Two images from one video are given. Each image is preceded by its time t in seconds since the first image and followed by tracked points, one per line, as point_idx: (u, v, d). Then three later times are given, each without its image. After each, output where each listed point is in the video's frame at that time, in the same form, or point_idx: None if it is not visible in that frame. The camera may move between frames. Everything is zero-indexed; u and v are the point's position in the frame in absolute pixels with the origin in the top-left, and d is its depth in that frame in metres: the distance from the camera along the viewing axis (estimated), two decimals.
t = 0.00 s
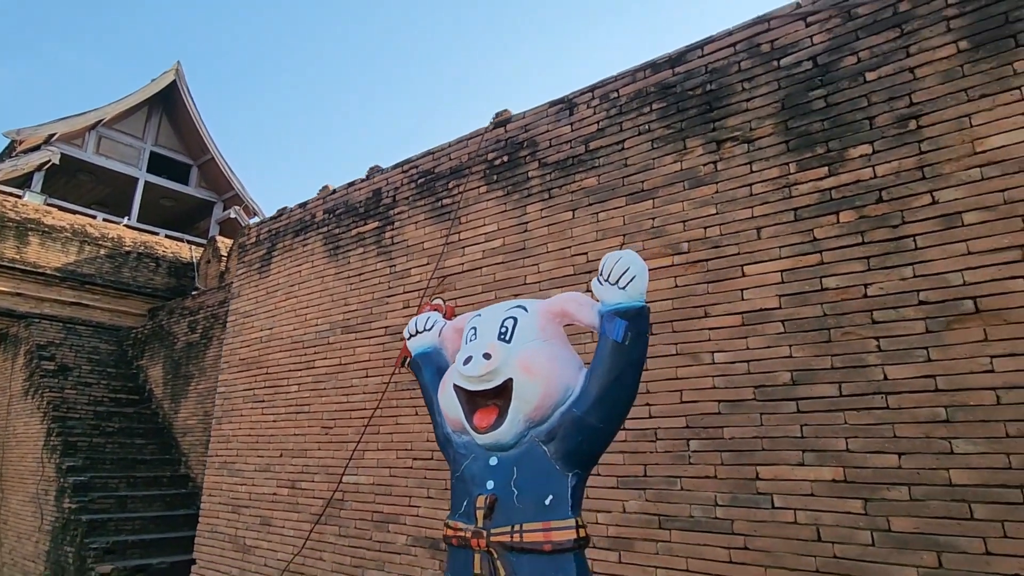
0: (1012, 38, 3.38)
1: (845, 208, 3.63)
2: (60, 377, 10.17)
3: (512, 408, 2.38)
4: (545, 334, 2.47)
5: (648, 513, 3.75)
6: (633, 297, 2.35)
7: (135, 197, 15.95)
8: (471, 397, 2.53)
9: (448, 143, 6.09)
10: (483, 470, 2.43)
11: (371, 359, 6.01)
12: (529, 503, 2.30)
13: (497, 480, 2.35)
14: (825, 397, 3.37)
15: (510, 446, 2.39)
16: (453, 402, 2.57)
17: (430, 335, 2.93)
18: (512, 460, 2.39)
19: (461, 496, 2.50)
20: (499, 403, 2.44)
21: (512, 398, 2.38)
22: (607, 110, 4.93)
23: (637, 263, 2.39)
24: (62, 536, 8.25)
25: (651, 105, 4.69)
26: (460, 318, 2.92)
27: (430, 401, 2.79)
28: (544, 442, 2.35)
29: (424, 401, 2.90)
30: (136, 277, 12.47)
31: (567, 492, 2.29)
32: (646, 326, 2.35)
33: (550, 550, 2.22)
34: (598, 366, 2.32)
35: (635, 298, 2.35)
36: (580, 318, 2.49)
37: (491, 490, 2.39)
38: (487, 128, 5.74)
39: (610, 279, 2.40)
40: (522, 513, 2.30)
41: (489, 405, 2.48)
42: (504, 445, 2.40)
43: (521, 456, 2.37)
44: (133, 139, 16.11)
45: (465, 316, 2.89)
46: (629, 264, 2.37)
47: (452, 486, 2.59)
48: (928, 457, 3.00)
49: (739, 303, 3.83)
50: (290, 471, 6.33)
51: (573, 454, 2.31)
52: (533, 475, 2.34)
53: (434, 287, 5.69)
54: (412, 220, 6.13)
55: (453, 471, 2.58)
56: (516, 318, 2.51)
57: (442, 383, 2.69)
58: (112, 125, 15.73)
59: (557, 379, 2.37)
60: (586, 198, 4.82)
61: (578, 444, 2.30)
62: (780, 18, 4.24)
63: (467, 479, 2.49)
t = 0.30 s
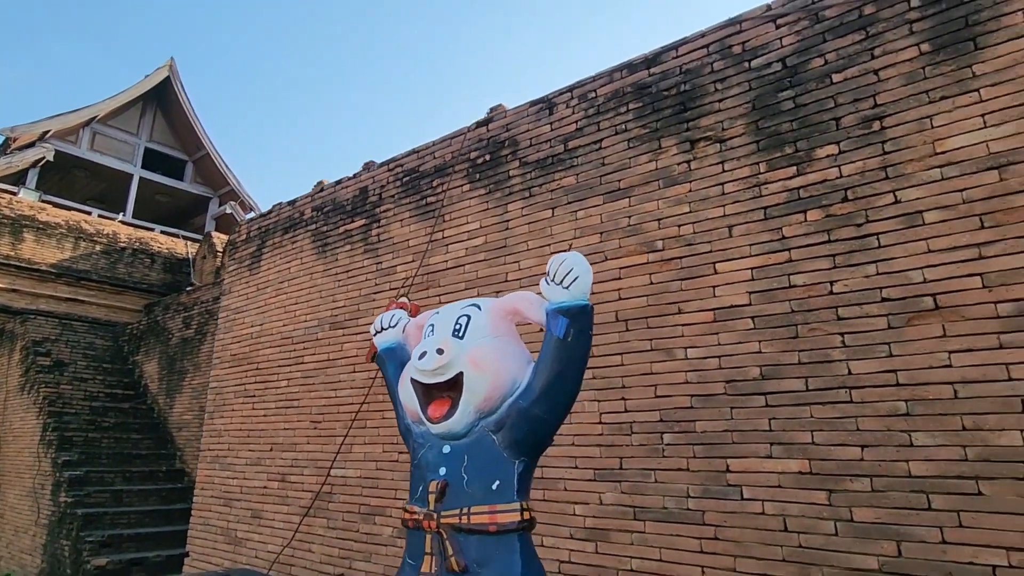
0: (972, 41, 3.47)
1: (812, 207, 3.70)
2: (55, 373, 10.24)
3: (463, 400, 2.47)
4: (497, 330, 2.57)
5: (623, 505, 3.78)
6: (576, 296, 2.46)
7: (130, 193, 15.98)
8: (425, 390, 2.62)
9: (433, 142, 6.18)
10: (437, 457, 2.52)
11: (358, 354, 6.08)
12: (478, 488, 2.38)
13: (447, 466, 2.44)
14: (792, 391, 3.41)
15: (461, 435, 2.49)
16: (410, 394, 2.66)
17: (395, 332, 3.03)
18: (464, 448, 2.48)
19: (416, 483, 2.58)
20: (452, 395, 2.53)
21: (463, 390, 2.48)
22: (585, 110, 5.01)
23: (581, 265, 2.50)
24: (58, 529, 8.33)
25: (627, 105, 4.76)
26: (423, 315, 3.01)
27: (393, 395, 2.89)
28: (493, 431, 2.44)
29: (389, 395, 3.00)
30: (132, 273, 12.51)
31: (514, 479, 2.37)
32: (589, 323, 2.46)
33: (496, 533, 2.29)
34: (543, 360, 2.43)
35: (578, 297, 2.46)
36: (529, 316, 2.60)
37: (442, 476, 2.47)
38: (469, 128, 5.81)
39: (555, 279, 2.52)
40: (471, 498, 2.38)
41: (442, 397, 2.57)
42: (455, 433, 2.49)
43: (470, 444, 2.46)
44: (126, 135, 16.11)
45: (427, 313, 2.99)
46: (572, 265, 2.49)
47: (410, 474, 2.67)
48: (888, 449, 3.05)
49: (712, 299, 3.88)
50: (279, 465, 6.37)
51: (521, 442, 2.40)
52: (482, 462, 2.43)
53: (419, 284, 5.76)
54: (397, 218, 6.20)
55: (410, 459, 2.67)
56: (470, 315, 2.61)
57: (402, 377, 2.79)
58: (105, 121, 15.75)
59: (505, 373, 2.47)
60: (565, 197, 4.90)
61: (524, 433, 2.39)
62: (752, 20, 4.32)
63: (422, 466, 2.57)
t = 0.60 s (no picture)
0: (917, 49, 3.63)
1: (769, 208, 3.88)
2: (55, 370, 10.44)
3: (426, 393, 2.67)
4: (459, 328, 2.75)
5: (591, 493, 3.99)
6: (530, 296, 2.64)
7: (127, 192, 16.14)
8: (393, 385, 2.82)
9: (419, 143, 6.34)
10: (403, 446, 2.72)
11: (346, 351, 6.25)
12: (439, 474, 2.58)
13: (411, 454, 2.64)
14: (746, 383, 3.61)
15: (425, 426, 2.69)
16: (379, 388, 2.86)
17: (368, 330, 3.23)
18: (427, 438, 2.68)
19: (384, 470, 2.78)
20: (416, 389, 2.73)
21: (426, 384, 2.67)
22: (562, 114, 5.16)
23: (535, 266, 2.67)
24: (60, 523, 8.55)
25: (601, 109, 4.92)
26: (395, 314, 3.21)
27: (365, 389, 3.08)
28: (454, 422, 2.64)
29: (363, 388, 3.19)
30: (130, 271, 12.69)
31: (472, 466, 2.59)
32: (541, 321, 2.64)
33: (454, 515, 2.50)
34: (499, 357, 2.62)
35: (531, 297, 2.64)
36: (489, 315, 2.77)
37: (407, 464, 2.68)
38: (453, 129, 5.97)
39: (511, 280, 2.69)
40: (432, 483, 2.59)
41: (408, 391, 2.77)
42: (419, 424, 2.69)
43: (433, 434, 2.67)
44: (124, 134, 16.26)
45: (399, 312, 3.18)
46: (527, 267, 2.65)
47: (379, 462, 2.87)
48: (831, 438, 3.26)
49: (675, 296, 4.05)
50: (271, 459, 6.57)
51: (478, 432, 2.60)
52: (443, 450, 2.63)
53: (404, 283, 5.92)
54: (384, 219, 6.35)
55: (379, 448, 2.87)
56: (434, 314, 2.79)
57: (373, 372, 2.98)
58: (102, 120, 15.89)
59: (465, 368, 2.67)
60: (542, 198, 5.06)
61: (481, 423, 2.59)
62: (717, 26, 4.47)
63: (389, 455, 2.77)
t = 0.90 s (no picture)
0: (870, 60, 3.72)
1: (729, 212, 4.03)
2: (58, 368, 10.69)
3: (393, 391, 2.85)
4: (425, 330, 2.93)
5: (561, 484, 4.24)
6: (489, 300, 2.81)
7: (128, 190, 16.35)
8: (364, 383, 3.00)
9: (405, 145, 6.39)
10: (372, 440, 2.88)
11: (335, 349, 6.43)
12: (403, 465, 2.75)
13: (378, 447, 2.80)
14: (704, 379, 3.81)
15: (391, 421, 2.85)
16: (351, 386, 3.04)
17: (343, 331, 3.41)
18: (393, 431, 2.84)
19: (355, 463, 2.94)
20: (385, 386, 2.91)
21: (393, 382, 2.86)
22: (540, 119, 5.24)
23: (495, 271, 2.85)
24: (63, 516, 8.81)
25: (577, 114, 5.01)
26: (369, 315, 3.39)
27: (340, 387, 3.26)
28: (419, 417, 2.80)
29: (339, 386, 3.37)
30: (131, 270, 12.91)
31: (434, 457, 2.75)
32: (500, 323, 2.81)
33: (416, 503, 2.67)
34: (460, 356, 2.79)
35: (491, 300, 2.81)
36: (453, 317, 2.96)
37: (375, 456, 2.84)
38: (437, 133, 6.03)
39: (472, 285, 2.86)
40: (397, 474, 2.75)
41: (378, 388, 2.95)
42: (387, 419, 2.86)
43: (399, 428, 2.83)
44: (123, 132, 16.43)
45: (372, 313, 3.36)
46: (487, 272, 2.83)
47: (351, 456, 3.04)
48: (778, 431, 3.49)
49: (642, 297, 4.22)
50: (264, 453, 6.79)
51: (441, 426, 2.76)
52: (408, 444, 2.79)
53: (390, 283, 6.03)
54: (372, 220, 6.43)
55: (351, 443, 3.04)
56: (402, 316, 2.97)
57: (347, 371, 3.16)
58: (101, 118, 16.08)
59: (429, 367, 2.85)
60: (520, 201, 5.16)
61: (442, 418, 2.76)
62: (686, 34, 4.54)
63: (360, 449, 2.94)
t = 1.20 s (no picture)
0: (835, 64, 3.76)
1: (701, 213, 4.06)
2: (62, 366, 10.88)
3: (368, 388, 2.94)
4: (400, 329, 3.02)
5: (539, 477, 4.40)
6: (459, 301, 2.92)
7: (130, 189, 16.51)
8: (342, 380, 3.10)
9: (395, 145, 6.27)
10: (348, 435, 2.99)
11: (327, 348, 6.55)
12: (378, 459, 2.86)
13: (353, 442, 2.90)
14: (675, 376, 3.94)
15: (366, 417, 2.95)
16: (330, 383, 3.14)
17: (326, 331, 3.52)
18: (369, 427, 2.95)
19: (331, 457, 3.04)
20: (361, 383, 3.01)
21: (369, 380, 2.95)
22: (524, 121, 5.19)
23: (465, 273, 2.95)
24: (68, 512, 8.99)
25: (558, 117, 4.98)
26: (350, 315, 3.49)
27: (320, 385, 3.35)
28: (393, 413, 2.91)
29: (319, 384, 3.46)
30: (133, 269, 13.09)
31: (407, 451, 2.87)
32: (470, 324, 2.92)
33: (388, 495, 2.78)
34: (431, 355, 2.90)
35: (461, 301, 2.91)
36: (426, 317, 3.04)
37: (351, 450, 2.94)
38: (425, 133, 5.89)
39: (443, 287, 2.96)
40: (371, 467, 2.85)
41: (355, 385, 3.05)
42: (362, 415, 2.96)
43: (373, 423, 2.93)
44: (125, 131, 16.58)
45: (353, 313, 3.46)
46: (456, 275, 2.94)
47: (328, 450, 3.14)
48: (743, 426, 3.63)
49: (617, 297, 4.31)
50: (259, 448, 6.96)
51: (413, 421, 2.88)
52: (382, 438, 2.90)
53: (380, 283, 5.95)
54: (362, 220, 6.33)
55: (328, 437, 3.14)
56: (378, 316, 3.06)
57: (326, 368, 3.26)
58: (103, 118, 16.23)
59: (403, 366, 2.94)
60: (503, 202, 5.13)
61: (414, 414, 2.87)
62: (663, 38, 4.55)
63: (337, 443, 3.04)
